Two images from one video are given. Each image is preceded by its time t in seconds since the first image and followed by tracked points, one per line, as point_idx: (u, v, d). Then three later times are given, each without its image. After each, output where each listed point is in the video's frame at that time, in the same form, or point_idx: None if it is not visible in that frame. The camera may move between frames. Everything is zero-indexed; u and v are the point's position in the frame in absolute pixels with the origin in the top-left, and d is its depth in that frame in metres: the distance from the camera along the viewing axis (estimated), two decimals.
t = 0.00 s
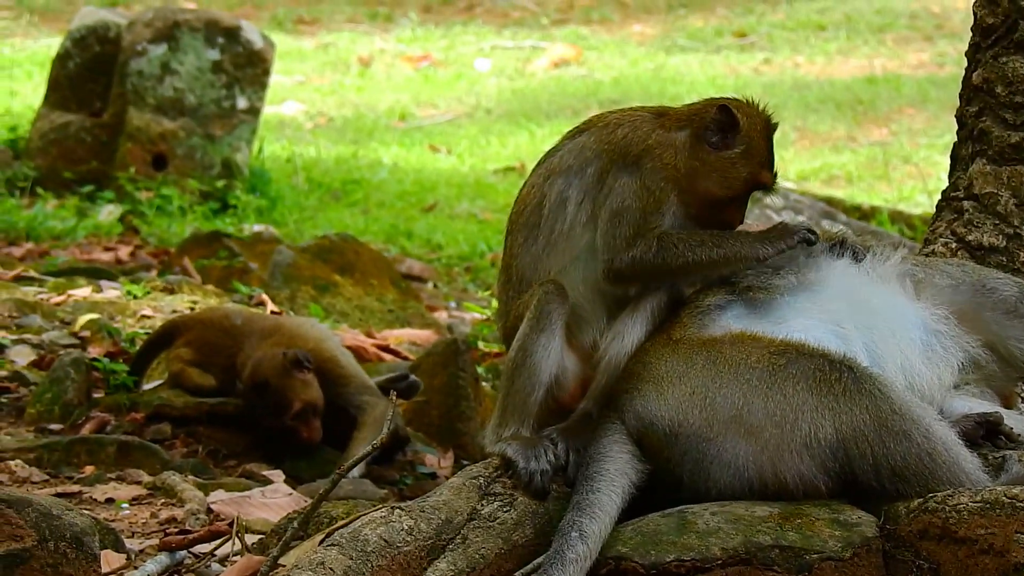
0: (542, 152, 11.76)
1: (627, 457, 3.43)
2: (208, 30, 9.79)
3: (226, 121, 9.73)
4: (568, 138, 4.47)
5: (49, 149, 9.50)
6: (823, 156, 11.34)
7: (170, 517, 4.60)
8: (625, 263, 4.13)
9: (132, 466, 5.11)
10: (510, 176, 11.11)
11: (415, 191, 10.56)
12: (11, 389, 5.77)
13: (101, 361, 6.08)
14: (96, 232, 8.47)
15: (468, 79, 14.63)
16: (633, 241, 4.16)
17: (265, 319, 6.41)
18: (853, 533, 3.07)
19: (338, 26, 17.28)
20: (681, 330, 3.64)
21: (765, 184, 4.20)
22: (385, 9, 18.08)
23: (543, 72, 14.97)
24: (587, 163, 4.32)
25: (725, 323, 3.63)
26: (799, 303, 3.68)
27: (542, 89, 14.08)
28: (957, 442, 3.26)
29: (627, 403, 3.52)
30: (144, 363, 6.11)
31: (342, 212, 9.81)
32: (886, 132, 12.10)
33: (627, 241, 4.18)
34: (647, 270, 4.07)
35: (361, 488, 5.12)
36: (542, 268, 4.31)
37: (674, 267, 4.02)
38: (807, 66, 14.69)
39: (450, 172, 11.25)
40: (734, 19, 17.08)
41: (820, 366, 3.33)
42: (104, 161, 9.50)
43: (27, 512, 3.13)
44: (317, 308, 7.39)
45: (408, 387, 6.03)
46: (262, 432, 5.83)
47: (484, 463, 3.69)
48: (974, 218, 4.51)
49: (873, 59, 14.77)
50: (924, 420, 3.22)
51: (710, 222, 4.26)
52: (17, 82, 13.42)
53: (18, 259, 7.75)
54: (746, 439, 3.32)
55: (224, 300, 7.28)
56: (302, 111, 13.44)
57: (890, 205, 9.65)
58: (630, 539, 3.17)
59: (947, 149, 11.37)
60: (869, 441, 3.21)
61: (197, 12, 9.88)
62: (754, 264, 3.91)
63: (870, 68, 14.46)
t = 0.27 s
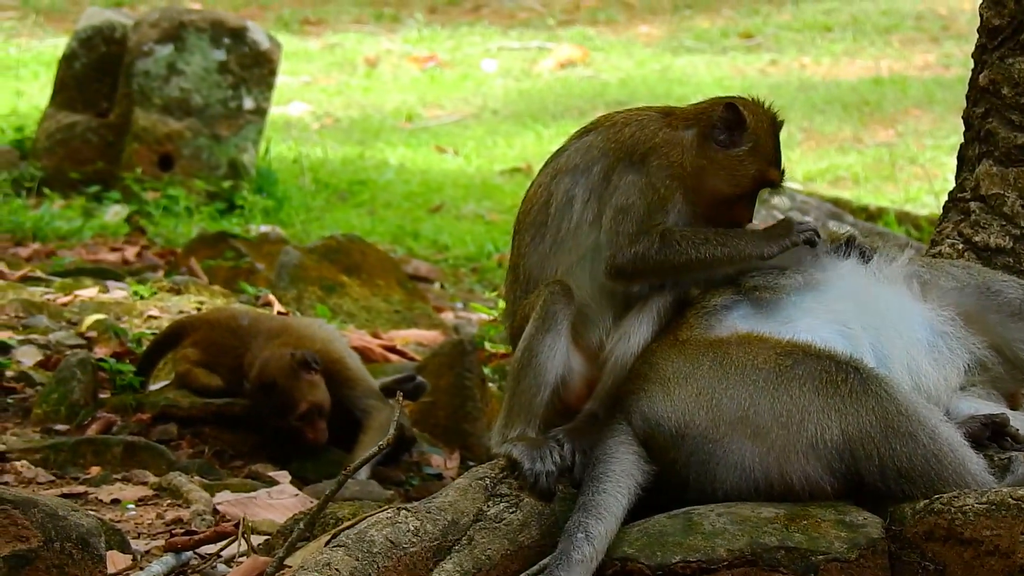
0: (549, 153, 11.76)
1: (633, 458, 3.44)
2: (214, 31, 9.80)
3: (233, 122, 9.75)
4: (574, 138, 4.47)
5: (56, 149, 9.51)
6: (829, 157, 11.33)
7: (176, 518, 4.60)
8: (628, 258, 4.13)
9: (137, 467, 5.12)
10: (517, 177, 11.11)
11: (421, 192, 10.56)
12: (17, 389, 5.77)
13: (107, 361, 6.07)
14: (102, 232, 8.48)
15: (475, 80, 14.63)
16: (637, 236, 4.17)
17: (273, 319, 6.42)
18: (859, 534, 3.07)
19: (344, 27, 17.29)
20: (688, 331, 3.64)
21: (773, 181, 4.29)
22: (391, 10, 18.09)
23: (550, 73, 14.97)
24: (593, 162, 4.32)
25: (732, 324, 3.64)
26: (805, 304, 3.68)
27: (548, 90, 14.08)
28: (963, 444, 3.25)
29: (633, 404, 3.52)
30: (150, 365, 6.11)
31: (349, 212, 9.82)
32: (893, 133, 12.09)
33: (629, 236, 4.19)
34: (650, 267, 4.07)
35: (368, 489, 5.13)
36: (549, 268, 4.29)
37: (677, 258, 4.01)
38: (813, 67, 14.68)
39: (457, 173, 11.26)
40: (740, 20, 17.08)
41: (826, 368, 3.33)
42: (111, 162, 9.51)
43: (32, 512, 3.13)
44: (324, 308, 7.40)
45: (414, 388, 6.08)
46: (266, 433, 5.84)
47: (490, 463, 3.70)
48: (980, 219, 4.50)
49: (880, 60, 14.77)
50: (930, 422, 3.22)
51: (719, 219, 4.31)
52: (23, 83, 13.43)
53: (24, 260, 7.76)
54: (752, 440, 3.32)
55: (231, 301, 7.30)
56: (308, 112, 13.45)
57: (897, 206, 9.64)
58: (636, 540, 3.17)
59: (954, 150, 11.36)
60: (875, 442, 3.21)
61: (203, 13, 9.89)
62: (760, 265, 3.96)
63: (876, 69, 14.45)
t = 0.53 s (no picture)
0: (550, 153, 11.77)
1: (634, 458, 3.44)
2: (216, 30, 9.81)
3: (235, 122, 9.76)
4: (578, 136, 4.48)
5: (57, 149, 9.51)
6: (831, 157, 11.34)
7: (178, 517, 4.61)
8: (630, 252, 4.13)
9: (139, 466, 5.12)
10: (518, 177, 11.11)
11: (423, 192, 10.56)
12: (19, 389, 5.78)
13: (109, 360, 6.07)
14: (104, 232, 8.48)
15: (477, 80, 14.64)
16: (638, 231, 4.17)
17: (275, 319, 6.43)
18: (861, 535, 3.08)
19: (346, 27, 17.30)
20: (689, 331, 3.64)
21: (775, 173, 4.30)
22: (393, 10, 18.10)
23: (552, 73, 14.98)
24: (598, 160, 4.33)
25: (733, 325, 3.64)
26: (807, 305, 3.68)
27: (550, 90, 14.08)
28: (965, 445, 3.25)
29: (635, 404, 3.53)
30: (151, 365, 6.11)
31: (351, 212, 9.83)
32: (894, 133, 12.09)
33: (631, 231, 4.19)
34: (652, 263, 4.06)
35: (370, 489, 5.13)
36: (554, 267, 4.31)
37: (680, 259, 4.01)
38: (815, 68, 14.69)
39: (459, 173, 11.26)
40: (742, 20, 17.08)
41: (827, 368, 3.33)
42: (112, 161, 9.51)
43: (34, 512, 3.13)
44: (325, 308, 7.41)
45: (417, 389, 6.01)
46: (269, 433, 5.86)
47: (492, 464, 3.70)
48: (982, 220, 4.50)
49: (881, 61, 14.77)
50: (931, 422, 3.22)
51: (724, 215, 4.31)
52: (25, 82, 13.44)
53: (25, 259, 7.77)
54: (753, 440, 3.33)
55: (233, 301, 7.30)
56: (310, 111, 13.45)
57: (898, 207, 9.64)
58: (639, 540, 3.17)
59: (955, 151, 11.36)
60: (876, 442, 3.21)
61: (205, 13, 9.90)
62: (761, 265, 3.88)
63: (877, 70, 14.46)
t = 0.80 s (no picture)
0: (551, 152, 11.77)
1: (635, 457, 3.44)
2: (216, 28, 9.82)
3: (234, 120, 9.76)
4: (578, 135, 4.48)
5: (57, 147, 9.51)
6: (831, 156, 11.33)
7: (177, 516, 4.61)
8: (613, 249, 4.15)
9: (139, 465, 5.12)
10: (518, 176, 11.11)
11: (423, 190, 10.56)
12: (18, 387, 5.78)
13: (108, 359, 6.07)
14: (103, 230, 8.48)
15: (477, 78, 14.63)
16: (627, 230, 4.17)
17: (275, 316, 6.44)
18: (860, 533, 3.08)
19: (347, 25, 17.29)
20: (689, 329, 3.64)
21: (775, 173, 4.31)
22: (393, 8, 18.09)
23: (552, 72, 14.97)
24: (596, 159, 4.34)
25: (733, 323, 3.65)
26: (806, 304, 3.68)
27: (550, 88, 14.07)
28: (964, 443, 3.26)
29: (635, 403, 3.53)
30: (152, 362, 6.14)
31: (351, 210, 9.83)
32: (894, 132, 12.09)
33: (623, 228, 4.19)
34: (646, 262, 4.07)
35: (370, 487, 5.13)
36: (552, 265, 4.32)
37: (673, 258, 4.01)
38: (815, 66, 14.69)
39: (459, 171, 11.26)
40: (742, 19, 17.07)
41: (828, 366, 3.33)
42: (112, 159, 9.51)
43: (34, 510, 3.13)
44: (325, 307, 7.40)
45: (416, 386, 5.96)
46: (269, 432, 5.87)
47: (491, 462, 3.71)
48: (982, 218, 4.50)
49: (881, 59, 14.76)
50: (931, 420, 3.22)
51: (723, 214, 4.32)
52: (25, 80, 13.43)
53: (25, 257, 7.77)
54: (754, 438, 3.33)
55: (232, 299, 7.29)
56: (310, 110, 13.45)
57: (899, 205, 9.64)
58: (638, 538, 3.18)
59: (955, 150, 11.36)
60: (876, 440, 3.21)
61: (205, 10, 9.90)
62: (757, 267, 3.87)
63: (877, 68, 14.46)
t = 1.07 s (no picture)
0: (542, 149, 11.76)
1: (627, 454, 3.44)
2: (207, 25, 9.75)
3: (226, 117, 9.73)
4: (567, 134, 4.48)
5: (48, 144, 9.49)
6: (822, 153, 11.35)
7: (168, 513, 4.60)
8: (599, 250, 4.16)
9: (130, 462, 5.12)
10: (510, 173, 11.11)
11: (414, 187, 10.55)
12: (9, 384, 5.76)
13: (100, 356, 6.08)
14: (94, 227, 8.46)
15: (468, 75, 14.62)
16: (614, 230, 4.18)
17: (267, 314, 6.44)
18: (852, 530, 3.08)
19: (338, 22, 17.28)
20: (681, 327, 3.64)
21: (765, 168, 4.26)
22: (385, 5, 18.08)
23: (543, 69, 14.97)
24: (585, 158, 4.34)
25: (724, 322, 3.65)
26: (797, 302, 3.68)
27: (541, 85, 14.07)
28: (956, 440, 3.25)
29: (627, 400, 3.53)
30: (144, 359, 6.09)
31: (342, 207, 9.82)
32: (885, 129, 12.10)
33: (611, 229, 4.20)
34: (633, 262, 4.09)
35: (361, 485, 5.13)
36: (542, 264, 4.33)
37: (662, 261, 4.03)
38: (806, 64, 14.69)
39: (450, 168, 11.25)
40: (734, 16, 17.08)
41: (819, 363, 3.33)
42: (103, 156, 9.49)
43: (25, 507, 3.12)
44: (317, 304, 7.38)
45: (408, 383, 5.98)
46: (260, 429, 5.86)
47: (484, 459, 3.72)
48: (973, 216, 4.50)
49: (873, 57, 14.78)
50: (923, 418, 3.23)
51: (715, 212, 4.33)
52: (15, 76, 13.40)
53: (15, 254, 7.75)
54: (746, 436, 3.33)
55: (224, 296, 7.29)
56: (302, 107, 13.43)
57: (890, 203, 9.66)
58: (630, 535, 3.18)
59: (946, 147, 11.38)
60: (867, 438, 3.22)
61: (197, 7, 9.84)
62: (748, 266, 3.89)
63: (869, 66, 14.46)
